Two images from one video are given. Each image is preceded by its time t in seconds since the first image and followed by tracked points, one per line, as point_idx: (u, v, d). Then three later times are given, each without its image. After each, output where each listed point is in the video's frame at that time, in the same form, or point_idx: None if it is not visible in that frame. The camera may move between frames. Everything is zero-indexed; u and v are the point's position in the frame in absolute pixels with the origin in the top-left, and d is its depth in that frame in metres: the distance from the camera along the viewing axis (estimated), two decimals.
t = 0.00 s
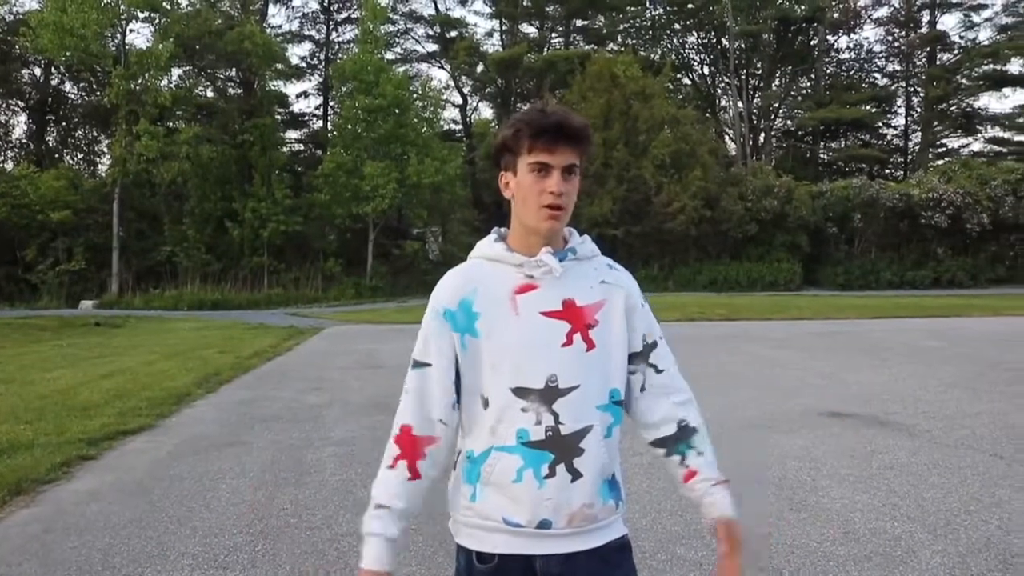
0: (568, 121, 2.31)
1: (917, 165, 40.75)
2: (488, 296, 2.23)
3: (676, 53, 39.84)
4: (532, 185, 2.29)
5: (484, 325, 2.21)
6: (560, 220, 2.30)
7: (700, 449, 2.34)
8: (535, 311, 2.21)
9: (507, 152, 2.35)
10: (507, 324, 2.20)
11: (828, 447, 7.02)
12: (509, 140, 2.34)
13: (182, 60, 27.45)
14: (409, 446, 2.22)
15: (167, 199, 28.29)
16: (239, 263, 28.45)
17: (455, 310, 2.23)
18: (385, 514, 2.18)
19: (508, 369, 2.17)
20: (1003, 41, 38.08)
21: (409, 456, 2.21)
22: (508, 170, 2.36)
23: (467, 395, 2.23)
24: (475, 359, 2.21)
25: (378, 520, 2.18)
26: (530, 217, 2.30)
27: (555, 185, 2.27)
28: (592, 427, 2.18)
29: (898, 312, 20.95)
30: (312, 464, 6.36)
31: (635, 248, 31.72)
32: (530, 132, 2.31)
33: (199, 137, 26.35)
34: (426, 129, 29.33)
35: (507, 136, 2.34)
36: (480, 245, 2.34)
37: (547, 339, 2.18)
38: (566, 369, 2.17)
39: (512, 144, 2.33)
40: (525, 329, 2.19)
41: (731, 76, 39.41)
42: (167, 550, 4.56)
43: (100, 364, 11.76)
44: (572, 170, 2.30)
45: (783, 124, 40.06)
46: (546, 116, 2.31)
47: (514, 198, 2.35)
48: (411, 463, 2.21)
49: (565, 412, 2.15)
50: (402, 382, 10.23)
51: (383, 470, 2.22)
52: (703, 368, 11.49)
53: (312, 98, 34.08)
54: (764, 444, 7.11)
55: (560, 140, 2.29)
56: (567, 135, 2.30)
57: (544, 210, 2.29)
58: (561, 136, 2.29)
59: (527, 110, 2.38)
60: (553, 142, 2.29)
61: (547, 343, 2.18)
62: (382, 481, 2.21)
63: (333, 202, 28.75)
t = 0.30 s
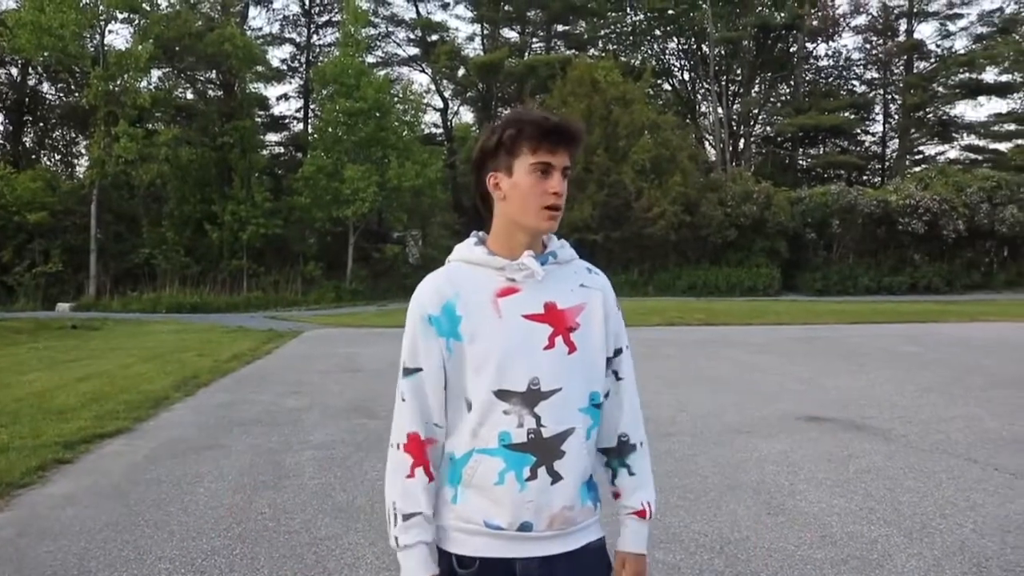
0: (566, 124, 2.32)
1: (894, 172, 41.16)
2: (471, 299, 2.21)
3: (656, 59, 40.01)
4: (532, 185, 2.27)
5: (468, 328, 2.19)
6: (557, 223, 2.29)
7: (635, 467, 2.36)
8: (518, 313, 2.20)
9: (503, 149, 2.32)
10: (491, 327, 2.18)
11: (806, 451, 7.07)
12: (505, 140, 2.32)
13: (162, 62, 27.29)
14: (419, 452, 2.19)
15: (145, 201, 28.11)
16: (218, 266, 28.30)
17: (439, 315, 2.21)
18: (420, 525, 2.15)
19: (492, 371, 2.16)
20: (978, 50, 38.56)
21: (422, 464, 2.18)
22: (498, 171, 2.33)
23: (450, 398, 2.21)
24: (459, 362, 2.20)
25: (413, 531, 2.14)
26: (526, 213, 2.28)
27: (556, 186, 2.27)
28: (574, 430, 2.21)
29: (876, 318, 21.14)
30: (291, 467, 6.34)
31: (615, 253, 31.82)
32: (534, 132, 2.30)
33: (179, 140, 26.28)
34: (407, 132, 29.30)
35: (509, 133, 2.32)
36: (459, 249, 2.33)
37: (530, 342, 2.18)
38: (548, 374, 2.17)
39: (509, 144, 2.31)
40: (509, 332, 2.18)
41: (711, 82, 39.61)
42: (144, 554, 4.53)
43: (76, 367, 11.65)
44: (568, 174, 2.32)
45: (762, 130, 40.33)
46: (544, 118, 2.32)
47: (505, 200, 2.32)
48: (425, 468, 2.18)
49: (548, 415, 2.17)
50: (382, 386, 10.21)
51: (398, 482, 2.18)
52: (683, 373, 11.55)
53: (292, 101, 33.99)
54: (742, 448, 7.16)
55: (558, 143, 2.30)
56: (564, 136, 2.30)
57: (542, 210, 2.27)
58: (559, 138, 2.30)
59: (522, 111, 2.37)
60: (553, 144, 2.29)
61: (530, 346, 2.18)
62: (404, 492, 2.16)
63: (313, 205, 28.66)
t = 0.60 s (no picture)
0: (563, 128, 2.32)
1: (888, 176, 41.31)
2: (467, 301, 2.21)
3: (651, 62, 40.05)
4: (531, 188, 2.27)
5: (464, 330, 2.18)
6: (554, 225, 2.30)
7: (628, 469, 2.36)
8: (512, 316, 2.20)
9: (503, 152, 2.31)
10: (485, 331, 2.18)
11: (799, 454, 7.09)
12: (503, 142, 2.31)
13: (156, 62, 27.23)
14: (413, 458, 2.17)
15: (140, 201, 28.07)
16: (212, 267, 28.27)
17: (436, 318, 2.19)
18: (410, 533, 2.14)
19: (487, 373, 2.16)
20: (972, 55, 38.71)
21: (416, 469, 2.16)
22: (497, 173, 2.32)
23: (447, 400, 2.20)
24: (455, 365, 2.19)
25: (403, 541, 2.13)
26: (526, 216, 2.28)
27: (557, 191, 2.28)
28: (569, 431, 2.21)
29: (869, 321, 21.19)
30: (284, 468, 6.33)
31: (610, 255, 31.87)
32: (536, 136, 2.29)
33: (173, 140, 26.15)
34: (402, 134, 29.28)
35: (511, 136, 2.30)
36: (451, 252, 2.32)
37: (523, 343, 2.18)
38: (543, 375, 2.17)
39: (506, 148, 2.31)
40: (503, 335, 2.18)
41: (705, 86, 39.68)
42: (136, 555, 4.52)
43: (69, 367, 11.60)
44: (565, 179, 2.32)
45: (756, 133, 40.41)
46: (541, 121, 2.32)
47: (503, 203, 2.31)
48: (419, 474, 2.16)
49: (542, 417, 2.17)
50: (376, 387, 10.20)
51: (392, 487, 2.16)
52: (677, 376, 11.57)
53: (287, 102, 33.98)
54: (736, 451, 7.18)
55: (554, 147, 2.30)
56: (561, 140, 2.30)
57: (543, 214, 2.28)
58: (557, 141, 2.29)
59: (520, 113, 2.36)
60: (552, 148, 2.29)
61: (524, 348, 2.18)
62: (395, 499, 2.16)
63: (307, 206, 28.63)
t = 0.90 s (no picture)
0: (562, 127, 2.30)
1: (896, 171, 41.12)
2: (474, 300, 2.20)
3: (657, 60, 39.99)
4: (528, 189, 2.25)
5: (472, 329, 2.17)
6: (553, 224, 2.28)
7: (628, 467, 2.34)
8: (519, 314, 2.19)
9: (501, 153, 2.30)
10: (493, 329, 2.17)
11: (809, 451, 7.07)
12: (501, 143, 2.30)
13: (163, 68, 27.31)
14: (439, 454, 2.14)
15: (148, 206, 28.18)
16: (221, 271, 28.35)
17: (443, 316, 2.19)
18: (453, 532, 2.10)
19: (496, 372, 2.15)
20: (980, 49, 38.55)
21: (444, 466, 2.14)
22: (496, 174, 2.31)
23: (456, 399, 2.19)
24: (464, 363, 2.18)
25: (447, 541, 2.09)
26: (525, 218, 2.26)
27: (554, 192, 2.26)
28: (577, 429, 2.20)
29: (880, 317, 21.10)
30: (295, 471, 6.35)
31: (618, 254, 31.85)
32: (534, 137, 2.27)
33: (181, 145, 26.24)
34: (409, 136, 29.31)
35: (509, 137, 2.29)
36: (458, 252, 2.31)
37: (532, 341, 2.17)
38: (550, 373, 2.17)
39: (505, 148, 2.29)
40: (511, 333, 2.17)
41: (712, 83, 39.60)
42: (148, 559, 4.53)
43: (79, 373, 11.64)
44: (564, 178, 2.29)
45: (764, 130, 40.30)
46: (540, 121, 2.30)
47: (504, 205, 2.30)
48: (447, 471, 2.14)
49: (551, 414, 2.16)
50: (385, 389, 10.20)
51: (425, 486, 2.12)
52: (686, 374, 11.53)
53: (294, 105, 34.06)
54: (746, 448, 7.15)
55: (553, 147, 2.27)
56: (560, 139, 2.28)
57: (539, 214, 2.26)
58: (555, 141, 2.28)
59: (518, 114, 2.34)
60: (550, 148, 2.27)
61: (531, 345, 2.17)
62: (433, 496, 2.12)
63: (315, 209, 28.69)
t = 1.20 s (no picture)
0: (544, 124, 2.30)
1: (895, 169, 41.11)
2: (469, 296, 2.19)
3: (656, 59, 39.95)
4: (510, 187, 2.27)
5: (465, 326, 2.16)
6: (538, 220, 2.28)
7: (626, 465, 2.33)
8: (514, 311, 2.18)
9: (485, 152, 2.32)
10: (487, 325, 2.16)
11: (808, 449, 7.06)
12: (484, 142, 2.32)
13: (161, 67, 27.27)
14: (424, 452, 2.15)
15: (146, 206, 28.17)
16: (220, 270, 28.33)
17: (437, 312, 2.18)
18: (426, 529, 2.11)
19: (489, 368, 2.14)
20: (978, 47, 38.59)
21: (427, 463, 2.15)
22: (482, 173, 2.33)
23: (449, 396, 2.18)
24: (457, 359, 2.17)
25: (418, 537, 2.10)
26: (510, 217, 2.27)
27: (534, 188, 2.25)
28: (573, 426, 2.19)
29: (879, 315, 21.09)
30: (293, 470, 6.33)
31: (617, 252, 31.86)
32: (514, 136, 2.28)
33: (179, 144, 26.18)
34: (407, 134, 29.31)
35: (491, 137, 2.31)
36: (454, 248, 2.31)
37: (526, 338, 2.16)
38: (545, 370, 2.15)
39: (488, 147, 2.31)
40: (506, 329, 2.16)
41: (711, 82, 39.61)
42: (146, 559, 4.52)
43: (78, 373, 11.63)
44: (548, 172, 2.29)
45: (762, 128, 40.28)
46: (523, 119, 2.30)
47: (492, 202, 2.32)
48: (430, 468, 2.15)
49: (547, 411, 2.14)
50: (384, 388, 10.19)
51: (404, 483, 2.14)
52: (685, 372, 11.52)
53: (292, 104, 34.02)
54: (745, 446, 7.15)
55: (535, 144, 2.28)
56: (544, 136, 2.28)
57: (517, 211, 2.26)
58: (537, 138, 2.28)
59: (503, 114, 2.35)
60: (531, 145, 2.28)
61: (527, 341, 2.15)
62: (410, 493, 2.13)
63: (313, 208, 28.67)
